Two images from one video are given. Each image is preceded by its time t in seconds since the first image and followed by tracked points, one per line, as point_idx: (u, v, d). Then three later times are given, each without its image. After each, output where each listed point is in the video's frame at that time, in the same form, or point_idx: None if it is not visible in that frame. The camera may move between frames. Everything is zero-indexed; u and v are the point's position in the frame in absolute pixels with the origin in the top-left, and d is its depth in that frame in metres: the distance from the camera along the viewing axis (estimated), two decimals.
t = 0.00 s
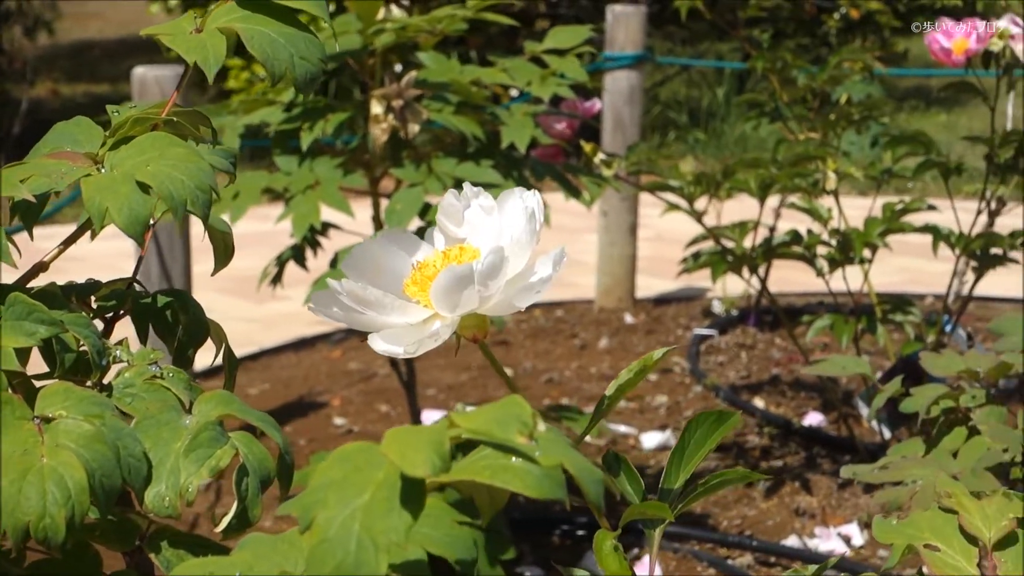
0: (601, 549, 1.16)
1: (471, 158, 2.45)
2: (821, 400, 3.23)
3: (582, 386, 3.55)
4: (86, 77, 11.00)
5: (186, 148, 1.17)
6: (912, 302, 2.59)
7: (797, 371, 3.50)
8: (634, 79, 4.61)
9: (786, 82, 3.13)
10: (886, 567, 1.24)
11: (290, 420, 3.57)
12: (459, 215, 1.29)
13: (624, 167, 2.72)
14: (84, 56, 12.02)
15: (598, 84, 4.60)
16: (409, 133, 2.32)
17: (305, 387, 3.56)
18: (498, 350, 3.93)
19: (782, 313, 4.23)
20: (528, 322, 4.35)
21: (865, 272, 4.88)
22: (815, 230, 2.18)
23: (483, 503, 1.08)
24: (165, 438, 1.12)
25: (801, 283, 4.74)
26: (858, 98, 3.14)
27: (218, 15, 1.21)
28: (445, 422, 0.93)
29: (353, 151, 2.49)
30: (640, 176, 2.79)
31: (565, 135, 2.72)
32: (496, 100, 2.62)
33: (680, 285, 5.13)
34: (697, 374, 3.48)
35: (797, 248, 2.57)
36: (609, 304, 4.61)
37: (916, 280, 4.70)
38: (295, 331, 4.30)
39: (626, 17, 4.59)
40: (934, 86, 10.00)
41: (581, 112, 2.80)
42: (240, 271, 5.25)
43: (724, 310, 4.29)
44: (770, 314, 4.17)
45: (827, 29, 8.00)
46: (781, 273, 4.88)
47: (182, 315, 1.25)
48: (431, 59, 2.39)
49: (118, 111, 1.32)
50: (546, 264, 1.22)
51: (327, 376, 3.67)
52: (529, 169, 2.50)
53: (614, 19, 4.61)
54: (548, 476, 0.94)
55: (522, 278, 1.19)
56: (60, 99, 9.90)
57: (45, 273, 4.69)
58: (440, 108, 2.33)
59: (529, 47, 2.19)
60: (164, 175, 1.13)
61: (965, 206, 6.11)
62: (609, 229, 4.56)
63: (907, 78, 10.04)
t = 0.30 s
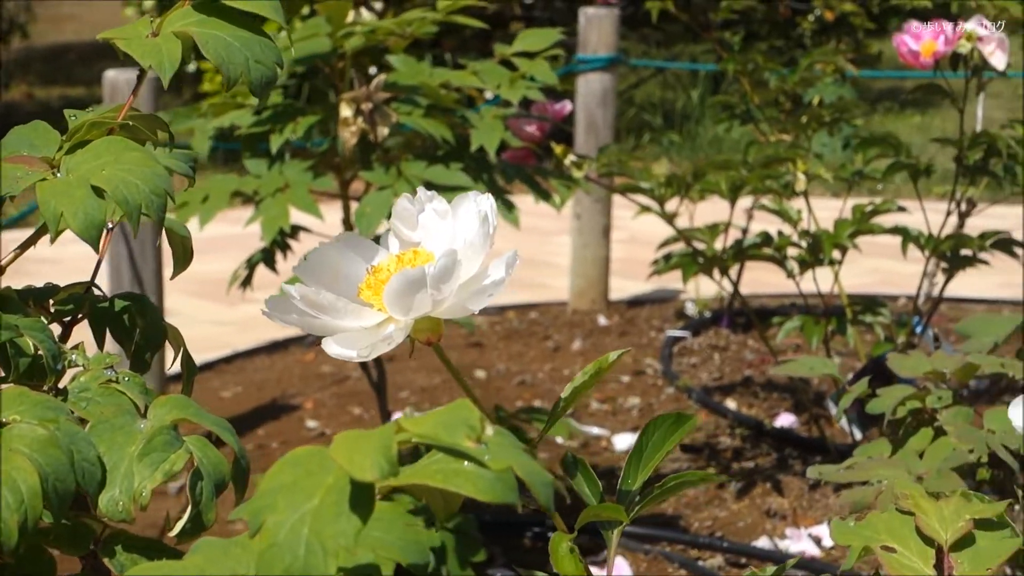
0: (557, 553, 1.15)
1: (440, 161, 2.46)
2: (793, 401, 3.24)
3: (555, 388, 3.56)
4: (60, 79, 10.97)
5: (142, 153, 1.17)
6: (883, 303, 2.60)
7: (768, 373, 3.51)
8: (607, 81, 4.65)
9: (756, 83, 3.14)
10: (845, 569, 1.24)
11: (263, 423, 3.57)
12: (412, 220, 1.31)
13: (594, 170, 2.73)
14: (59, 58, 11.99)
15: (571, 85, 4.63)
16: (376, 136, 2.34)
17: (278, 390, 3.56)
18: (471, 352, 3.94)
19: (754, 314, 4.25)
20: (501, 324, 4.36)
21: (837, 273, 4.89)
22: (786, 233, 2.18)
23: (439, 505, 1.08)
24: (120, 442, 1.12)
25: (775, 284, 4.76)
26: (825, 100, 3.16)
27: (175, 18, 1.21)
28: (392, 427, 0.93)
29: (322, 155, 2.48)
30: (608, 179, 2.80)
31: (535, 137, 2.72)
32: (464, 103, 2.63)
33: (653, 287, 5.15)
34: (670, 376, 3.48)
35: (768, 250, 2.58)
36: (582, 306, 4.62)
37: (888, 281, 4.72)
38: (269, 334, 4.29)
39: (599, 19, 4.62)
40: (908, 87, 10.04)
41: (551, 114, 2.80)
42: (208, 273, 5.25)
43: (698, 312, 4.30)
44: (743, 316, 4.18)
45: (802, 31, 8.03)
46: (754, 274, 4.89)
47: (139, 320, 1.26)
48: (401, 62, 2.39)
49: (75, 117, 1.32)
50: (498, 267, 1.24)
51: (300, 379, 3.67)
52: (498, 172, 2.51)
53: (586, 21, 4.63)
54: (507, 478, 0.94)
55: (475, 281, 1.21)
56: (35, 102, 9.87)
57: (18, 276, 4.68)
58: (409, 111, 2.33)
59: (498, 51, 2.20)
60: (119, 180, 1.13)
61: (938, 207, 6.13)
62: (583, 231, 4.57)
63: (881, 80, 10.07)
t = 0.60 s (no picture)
0: (514, 553, 1.18)
1: (407, 163, 2.46)
2: (762, 402, 3.25)
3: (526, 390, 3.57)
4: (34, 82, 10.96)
5: (92, 157, 1.17)
6: (851, 304, 2.61)
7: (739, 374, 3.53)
8: (578, 83, 4.68)
9: (724, 84, 3.14)
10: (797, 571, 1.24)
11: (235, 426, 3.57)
12: (373, 219, 1.29)
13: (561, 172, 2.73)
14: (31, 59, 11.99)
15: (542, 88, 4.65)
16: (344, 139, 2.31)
17: (250, 393, 3.56)
18: (441, 355, 3.94)
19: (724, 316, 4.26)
20: (473, 326, 4.36)
21: (808, 274, 4.91)
22: (756, 234, 2.18)
23: (387, 506, 1.09)
24: (68, 446, 1.12)
25: (745, 285, 4.77)
26: (791, 101, 3.16)
27: (126, 21, 1.21)
28: (332, 429, 0.92)
29: (290, 158, 2.48)
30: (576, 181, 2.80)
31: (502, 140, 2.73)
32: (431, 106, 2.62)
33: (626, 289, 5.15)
34: (641, 377, 3.49)
35: (737, 251, 2.58)
36: (555, 307, 4.63)
37: (859, 282, 4.74)
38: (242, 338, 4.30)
39: (570, 21, 4.63)
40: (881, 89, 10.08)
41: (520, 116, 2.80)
42: (180, 277, 5.25)
43: (669, 314, 4.31)
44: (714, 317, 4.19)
45: (774, 33, 8.04)
46: (725, 275, 4.90)
47: (91, 322, 1.31)
48: (368, 64, 2.39)
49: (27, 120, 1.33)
50: (456, 265, 1.22)
51: (271, 382, 3.67)
52: (465, 174, 2.51)
53: (557, 23, 4.66)
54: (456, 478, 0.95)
55: (433, 280, 1.19)
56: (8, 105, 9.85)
57: None
58: (375, 113, 2.33)
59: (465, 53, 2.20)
60: (70, 184, 1.13)
61: (908, 207, 6.16)
62: (554, 233, 4.58)
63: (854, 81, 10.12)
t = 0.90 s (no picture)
0: (468, 556, 1.16)
1: (375, 166, 2.47)
2: (732, 404, 3.26)
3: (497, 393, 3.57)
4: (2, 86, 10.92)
5: (43, 162, 1.17)
6: (819, 306, 2.62)
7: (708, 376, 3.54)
8: (549, 86, 4.72)
9: (693, 88, 3.16)
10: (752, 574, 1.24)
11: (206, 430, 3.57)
12: (327, 225, 1.29)
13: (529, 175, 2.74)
14: None
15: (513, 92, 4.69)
16: (312, 139, 2.39)
17: (220, 396, 3.57)
18: (413, 357, 3.94)
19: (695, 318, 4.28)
20: (444, 329, 4.36)
21: (780, 276, 4.93)
22: (723, 236, 2.18)
23: (336, 511, 1.09)
24: (20, 451, 1.12)
25: (716, 288, 4.79)
26: (758, 105, 3.18)
27: (78, 27, 1.21)
28: (274, 434, 0.93)
29: (258, 161, 2.47)
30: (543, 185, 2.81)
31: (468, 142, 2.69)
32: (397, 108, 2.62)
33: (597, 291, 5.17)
34: (611, 380, 3.50)
35: (706, 254, 2.60)
36: (526, 310, 4.64)
37: (828, 284, 4.76)
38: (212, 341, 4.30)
39: (541, 24, 4.67)
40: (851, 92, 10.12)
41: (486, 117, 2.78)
42: (151, 280, 5.24)
43: (641, 316, 4.32)
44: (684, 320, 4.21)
45: (748, 36, 8.07)
46: (696, 278, 4.92)
47: (46, 327, 1.32)
48: (335, 68, 2.40)
49: None
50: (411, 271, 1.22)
51: (243, 386, 3.67)
52: (433, 176, 2.52)
53: (529, 26, 4.69)
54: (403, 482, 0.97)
55: (387, 286, 1.20)
56: None
57: None
58: (343, 116, 2.33)
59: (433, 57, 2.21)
60: (21, 190, 1.13)
61: (879, 211, 6.19)
62: (526, 235, 4.59)
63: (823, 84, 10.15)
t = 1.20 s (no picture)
0: (418, 562, 1.21)
1: (341, 170, 2.48)
2: (702, 407, 3.28)
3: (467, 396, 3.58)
4: None
5: None
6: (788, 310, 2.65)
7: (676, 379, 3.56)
8: (520, 89, 4.80)
9: (662, 91, 3.17)
10: None
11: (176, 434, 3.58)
12: (274, 232, 1.33)
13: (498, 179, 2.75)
14: None
15: (484, 95, 4.77)
16: (278, 145, 2.32)
17: (190, 401, 3.58)
18: (384, 360, 3.95)
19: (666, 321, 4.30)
20: (416, 332, 4.37)
21: (752, 279, 4.95)
22: (690, 240, 2.19)
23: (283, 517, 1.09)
24: None
25: (687, 292, 4.81)
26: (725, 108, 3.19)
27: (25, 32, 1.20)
28: (214, 443, 0.94)
29: (224, 165, 2.47)
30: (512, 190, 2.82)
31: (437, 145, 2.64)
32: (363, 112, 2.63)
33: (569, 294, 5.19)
34: (582, 383, 3.52)
35: (674, 257, 2.61)
36: (497, 313, 4.66)
37: (798, 287, 4.78)
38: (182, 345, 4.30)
39: (512, 28, 4.75)
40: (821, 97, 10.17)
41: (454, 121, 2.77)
42: (120, 284, 5.24)
43: (612, 319, 4.34)
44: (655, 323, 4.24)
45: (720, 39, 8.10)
46: (667, 281, 4.94)
47: None
48: (302, 72, 2.41)
49: None
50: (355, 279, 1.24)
51: (213, 389, 3.68)
52: (399, 180, 2.53)
53: (500, 29, 4.76)
54: (341, 490, 0.98)
55: (331, 295, 1.21)
56: None
57: None
58: (308, 121, 2.35)
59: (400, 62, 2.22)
60: None
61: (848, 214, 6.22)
62: (497, 238, 4.61)
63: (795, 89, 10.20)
